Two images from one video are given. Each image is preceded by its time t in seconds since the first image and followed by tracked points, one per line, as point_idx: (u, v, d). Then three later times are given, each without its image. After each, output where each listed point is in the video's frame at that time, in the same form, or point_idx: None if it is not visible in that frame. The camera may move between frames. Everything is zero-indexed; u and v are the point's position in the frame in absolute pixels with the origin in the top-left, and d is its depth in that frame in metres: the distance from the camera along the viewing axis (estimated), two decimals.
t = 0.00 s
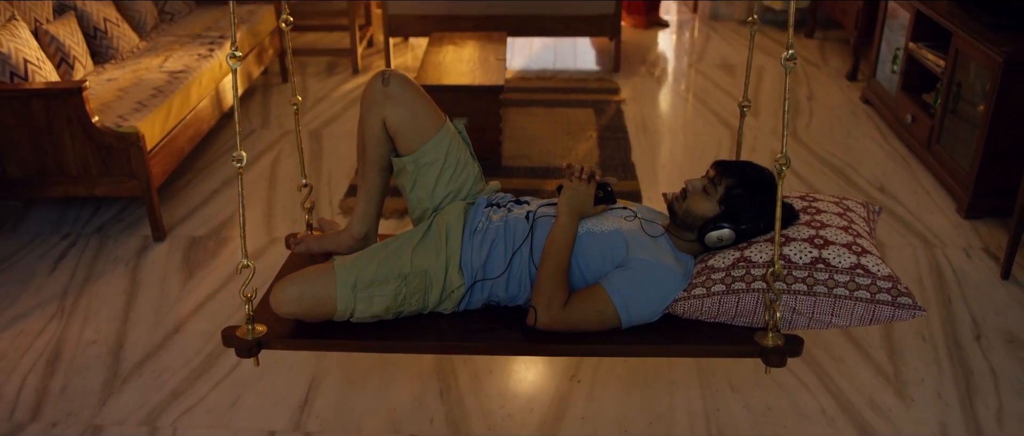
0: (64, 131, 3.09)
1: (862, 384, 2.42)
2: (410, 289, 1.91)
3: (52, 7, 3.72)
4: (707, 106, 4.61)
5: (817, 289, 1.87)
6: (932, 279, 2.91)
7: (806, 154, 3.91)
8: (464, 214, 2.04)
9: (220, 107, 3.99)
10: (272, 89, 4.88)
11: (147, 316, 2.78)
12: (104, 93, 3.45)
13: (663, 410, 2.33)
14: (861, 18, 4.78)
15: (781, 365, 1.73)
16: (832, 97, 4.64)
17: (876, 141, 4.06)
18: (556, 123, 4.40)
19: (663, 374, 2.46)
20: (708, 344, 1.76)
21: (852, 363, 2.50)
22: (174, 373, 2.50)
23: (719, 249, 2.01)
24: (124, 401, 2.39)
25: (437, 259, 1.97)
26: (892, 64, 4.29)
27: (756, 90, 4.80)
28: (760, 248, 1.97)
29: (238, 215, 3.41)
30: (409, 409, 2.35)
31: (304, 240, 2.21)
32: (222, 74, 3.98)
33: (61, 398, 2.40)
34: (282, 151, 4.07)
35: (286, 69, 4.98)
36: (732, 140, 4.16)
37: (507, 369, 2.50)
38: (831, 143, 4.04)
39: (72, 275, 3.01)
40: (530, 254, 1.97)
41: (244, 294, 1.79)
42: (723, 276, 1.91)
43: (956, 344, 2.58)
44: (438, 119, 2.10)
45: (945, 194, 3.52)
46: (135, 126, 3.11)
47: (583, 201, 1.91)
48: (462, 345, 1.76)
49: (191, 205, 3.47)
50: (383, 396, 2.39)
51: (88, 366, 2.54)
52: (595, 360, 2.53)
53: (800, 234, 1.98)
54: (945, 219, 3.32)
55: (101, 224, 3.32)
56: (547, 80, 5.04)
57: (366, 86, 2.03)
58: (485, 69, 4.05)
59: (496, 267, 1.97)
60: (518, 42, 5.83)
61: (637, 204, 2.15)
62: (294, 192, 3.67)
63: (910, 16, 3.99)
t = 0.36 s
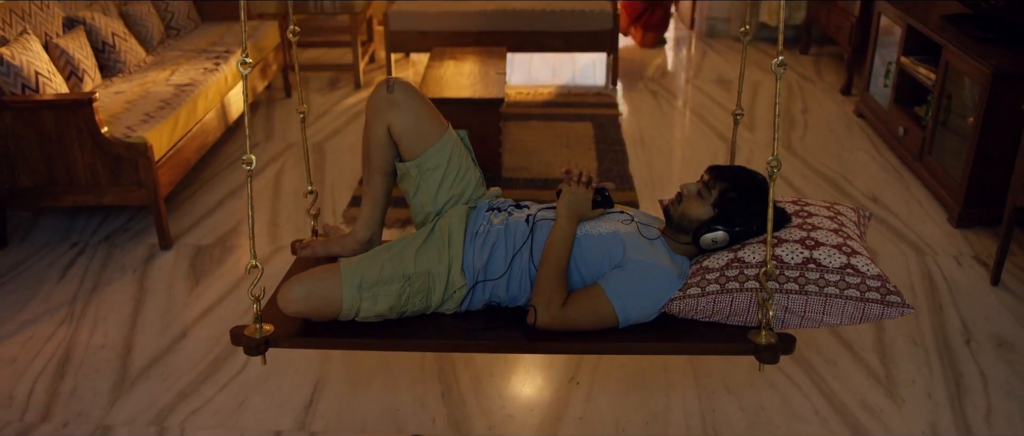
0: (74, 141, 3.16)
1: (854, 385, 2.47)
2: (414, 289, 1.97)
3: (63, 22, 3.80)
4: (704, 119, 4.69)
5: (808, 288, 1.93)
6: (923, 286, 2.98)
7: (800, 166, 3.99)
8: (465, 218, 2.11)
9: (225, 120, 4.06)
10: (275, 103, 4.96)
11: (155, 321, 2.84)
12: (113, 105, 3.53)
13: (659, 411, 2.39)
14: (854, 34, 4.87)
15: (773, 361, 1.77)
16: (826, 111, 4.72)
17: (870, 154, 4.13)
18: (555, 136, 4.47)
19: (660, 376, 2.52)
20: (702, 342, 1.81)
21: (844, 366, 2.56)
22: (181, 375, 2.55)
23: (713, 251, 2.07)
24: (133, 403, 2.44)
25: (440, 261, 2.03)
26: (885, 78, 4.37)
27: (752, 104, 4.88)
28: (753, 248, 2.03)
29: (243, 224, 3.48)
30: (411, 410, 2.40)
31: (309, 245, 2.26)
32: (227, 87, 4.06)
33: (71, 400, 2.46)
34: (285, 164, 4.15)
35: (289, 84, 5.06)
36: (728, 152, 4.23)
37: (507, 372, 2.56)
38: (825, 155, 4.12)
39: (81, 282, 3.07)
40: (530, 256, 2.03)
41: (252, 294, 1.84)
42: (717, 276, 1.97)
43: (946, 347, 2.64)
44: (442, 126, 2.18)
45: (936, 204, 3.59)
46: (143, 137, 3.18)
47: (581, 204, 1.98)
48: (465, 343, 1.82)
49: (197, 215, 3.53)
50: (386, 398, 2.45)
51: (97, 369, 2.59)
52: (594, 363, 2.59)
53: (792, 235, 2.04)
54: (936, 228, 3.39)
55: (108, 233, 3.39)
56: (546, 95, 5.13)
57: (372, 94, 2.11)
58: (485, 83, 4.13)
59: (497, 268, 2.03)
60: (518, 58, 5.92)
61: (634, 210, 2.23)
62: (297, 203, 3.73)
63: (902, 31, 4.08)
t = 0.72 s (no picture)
0: (84, 150, 3.23)
1: (847, 386, 2.53)
2: (419, 284, 2.04)
3: (72, 34, 3.88)
4: (701, 131, 4.77)
5: (797, 282, 2.00)
6: (915, 290, 3.04)
7: (795, 176, 4.06)
8: (468, 216, 2.18)
9: (231, 131, 4.14)
10: (279, 115, 5.04)
11: (162, 325, 2.90)
12: (121, 115, 3.60)
13: (657, 409, 2.45)
14: (848, 48, 4.96)
15: (764, 353, 1.82)
16: (820, 122, 4.80)
17: (863, 164, 4.21)
18: (554, 147, 4.55)
19: (657, 377, 2.58)
20: (698, 333, 1.86)
21: (837, 367, 2.62)
22: (189, 377, 2.61)
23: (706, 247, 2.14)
24: (142, 403, 2.50)
25: (444, 257, 2.11)
26: (878, 89, 4.45)
27: (748, 116, 4.95)
28: (744, 244, 2.09)
29: (248, 232, 3.54)
30: (414, 409, 2.46)
31: (317, 243, 2.32)
32: (232, 98, 4.14)
33: (82, 400, 2.51)
34: (289, 174, 4.22)
35: (293, 97, 5.14)
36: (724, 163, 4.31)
37: (508, 373, 2.62)
38: (820, 165, 4.19)
39: (90, 287, 3.13)
40: (530, 252, 2.10)
41: (265, 288, 1.90)
42: (710, 271, 2.03)
43: (937, 349, 2.70)
44: (445, 128, 2.24)
45: (929, 212, 3.66)
46: (151, 146, 3.25)
47: (580, 203, 2.05)
48: (468, 334, 1.88)
49: (203, 223, 3.60)
50: (389, 398, 2.51)
51: (106, 371, 2.65)
52: (592, 364, 2.65)
53: (782, 232, 2.11)
54: (928, 235, 3.45)
55: (116, 241, 3.45)
56: (545, 108, 5.21)
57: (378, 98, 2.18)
58: (486, 95, 4.21)
59: (498, 264, 2.10)
60: (518, 71, 6.00)
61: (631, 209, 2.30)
62: (301, 211, 3.80)
63: (893, 43, 4.16)
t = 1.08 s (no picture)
0: (94, 158, 3.31)
1: (840, 386, 2.59)
2: (425, 276, 2.11)
3: (81, 46, 3.96)
4: (698, 142, 4.85)
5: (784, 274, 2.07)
6: (908, 295, 3.10)
7: (791, 185, 4.13)
8: (472, 212, 2.25)
9: (236, 141, 4.21)
10: (283, 126, 5.11)
11: (170, 328, 2.97)
12: (129, 125, 3.68)
13: (653, 409, 2.50)
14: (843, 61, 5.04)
15: (752, 341, 1.89)
16: (816, 134, 4.88)
17: (858, 174, 4.28)
18: (554, 158, 4.62)
19: (654, 378, 2.64)
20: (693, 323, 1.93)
21: (830, 368, 2.68)
22: (197, 377, 2.67)
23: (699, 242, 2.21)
24: (151, 402, 2.56)
25: (449, 251, 2.18)
26: (872, 101, 4.53)
27: (745, 127, 5.03)
28: (734, 239, 2.16)
29: (253, 239, 3.61)
30: (417, 409, 2.52)
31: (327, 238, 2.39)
32: (238, 109, 4.21)
33: (92, 399, 2.57)
34: (293, 183, 4.29)
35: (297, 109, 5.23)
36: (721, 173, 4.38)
37: (508, 374, 2.68)
38: (815, 175, 4.27)
39: (99, 292, 3.19)
40: (531, 246, 2.17)
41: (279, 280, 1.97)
42: (701, 264, 2.09)
43: (929, 351, 2.76)
44: (450, 128, 2.32)
45: (921, 220, 3.73)
46: (159, 154, 3.32)
47: (577, 200, 2.11)
48: (471, 325, 1.95)
49: (209, 231, 3.67)
50: (393, 398, 2.57)
51: (116, 371, 2.72)
52: (591, 365, 2.71)
53: (770, 227, 2.19)
54: (921, 242, 3.52)
55: (124, 247, 3.52)
56: (545, 119, 5.29)
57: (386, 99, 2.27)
58: (487, 106, 4.29)
59: (501, 257, 2.17)
60: (518, 84, 6.09)
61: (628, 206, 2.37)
62: (305, 219, 3.87)
63: (886, 55, 4.25)
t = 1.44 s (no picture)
0: (103, 166, 3.38)
1: (833, 386, 2.65)
2: (433, 268, 2.21)
3: (91, 57, 4.04)
4: (696, 153, 4.92)
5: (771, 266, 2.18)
6: (901, 299, 3.17)
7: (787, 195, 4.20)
8: (476, 207, 2.35)
9: (241, 151, 4.29)
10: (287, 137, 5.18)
11: (178, 331, 3.03)
12: (138, 134, 3.76)
13: (651, 408, 2.56)
14: (838, 73, 5.13)
15: (742, 330, 1.96)
16: (811, 145, 4.96)
17: (853, 183, 4.35)
18: (554, 168, 4.69)
19: (652, 379, 2.70)
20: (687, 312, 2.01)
21: (824, 369, 2.74)
22: (205, 378, 2.73)
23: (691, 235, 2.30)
24: (160, 401, 2.62)
25: (454, 243, 2.28)
26: (866, 111, 4.61)
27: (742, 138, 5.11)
28: (724, 232, 2.26)
29: (259, 246, 3.68)
30: (420, 408, 2.58)
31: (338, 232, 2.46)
32: (243, 119, 4.29)
33: (103, 399, 2.63)
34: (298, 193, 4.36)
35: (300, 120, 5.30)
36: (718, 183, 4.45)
37: (509, 374, 2.74)
38: (810, 185, 4.34)
39: (108, 297, 3.26)
40: (533, 240, 2.27)
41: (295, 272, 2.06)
42: (693, 256, 2.18)
43: (921, 353, 2.82)
44: (455, 127, 2.40)
45: (915, 227, 3.80)
46: (168, 162, 3.40)
47: (576, 196, 2.19)
48: (476, 316, 2.03)
49: (215, 238, 3.74)
50: (396, 398, 2.63)
51: (125, 372, 2.78)
52: (590, 366, 2.77)
53: (758, 221, 2.29)
54: (914, 249, 3.59)
55: (132, 254, 3.58)
56: (545, 131, 5.37)
57: (394, 99, 2.35)
58: (488, 117, 4.36)
59: (504, 250, 2.27)
60: (519, 97, 6.18)
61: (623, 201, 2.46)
62: (310, 227, 3.94)
63: (880, 67, 4.33)
